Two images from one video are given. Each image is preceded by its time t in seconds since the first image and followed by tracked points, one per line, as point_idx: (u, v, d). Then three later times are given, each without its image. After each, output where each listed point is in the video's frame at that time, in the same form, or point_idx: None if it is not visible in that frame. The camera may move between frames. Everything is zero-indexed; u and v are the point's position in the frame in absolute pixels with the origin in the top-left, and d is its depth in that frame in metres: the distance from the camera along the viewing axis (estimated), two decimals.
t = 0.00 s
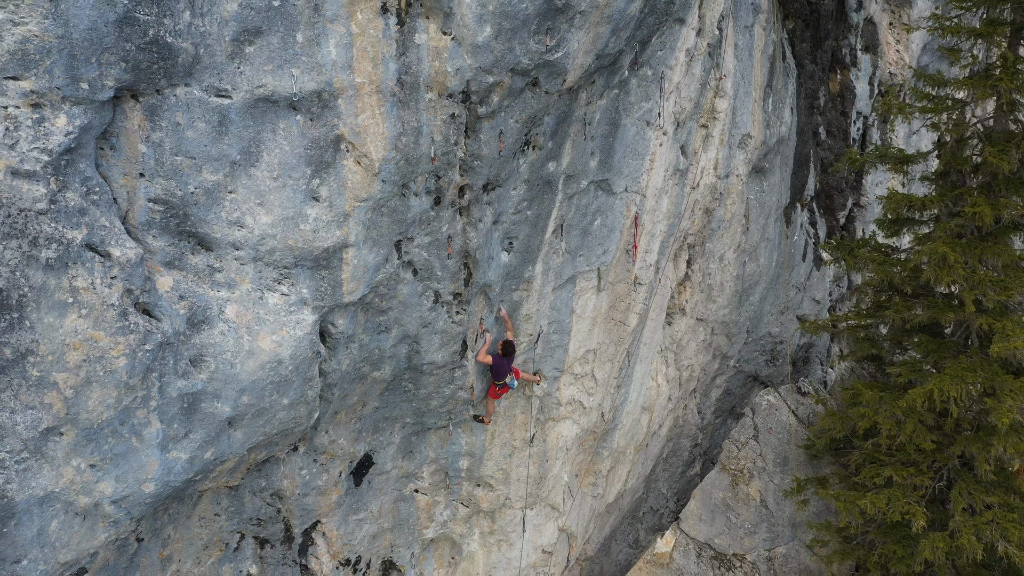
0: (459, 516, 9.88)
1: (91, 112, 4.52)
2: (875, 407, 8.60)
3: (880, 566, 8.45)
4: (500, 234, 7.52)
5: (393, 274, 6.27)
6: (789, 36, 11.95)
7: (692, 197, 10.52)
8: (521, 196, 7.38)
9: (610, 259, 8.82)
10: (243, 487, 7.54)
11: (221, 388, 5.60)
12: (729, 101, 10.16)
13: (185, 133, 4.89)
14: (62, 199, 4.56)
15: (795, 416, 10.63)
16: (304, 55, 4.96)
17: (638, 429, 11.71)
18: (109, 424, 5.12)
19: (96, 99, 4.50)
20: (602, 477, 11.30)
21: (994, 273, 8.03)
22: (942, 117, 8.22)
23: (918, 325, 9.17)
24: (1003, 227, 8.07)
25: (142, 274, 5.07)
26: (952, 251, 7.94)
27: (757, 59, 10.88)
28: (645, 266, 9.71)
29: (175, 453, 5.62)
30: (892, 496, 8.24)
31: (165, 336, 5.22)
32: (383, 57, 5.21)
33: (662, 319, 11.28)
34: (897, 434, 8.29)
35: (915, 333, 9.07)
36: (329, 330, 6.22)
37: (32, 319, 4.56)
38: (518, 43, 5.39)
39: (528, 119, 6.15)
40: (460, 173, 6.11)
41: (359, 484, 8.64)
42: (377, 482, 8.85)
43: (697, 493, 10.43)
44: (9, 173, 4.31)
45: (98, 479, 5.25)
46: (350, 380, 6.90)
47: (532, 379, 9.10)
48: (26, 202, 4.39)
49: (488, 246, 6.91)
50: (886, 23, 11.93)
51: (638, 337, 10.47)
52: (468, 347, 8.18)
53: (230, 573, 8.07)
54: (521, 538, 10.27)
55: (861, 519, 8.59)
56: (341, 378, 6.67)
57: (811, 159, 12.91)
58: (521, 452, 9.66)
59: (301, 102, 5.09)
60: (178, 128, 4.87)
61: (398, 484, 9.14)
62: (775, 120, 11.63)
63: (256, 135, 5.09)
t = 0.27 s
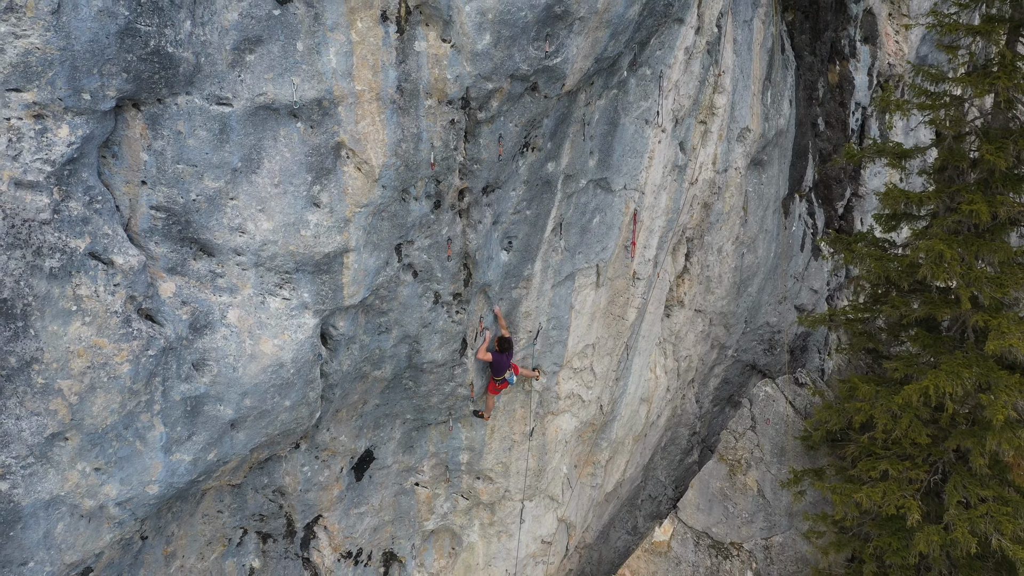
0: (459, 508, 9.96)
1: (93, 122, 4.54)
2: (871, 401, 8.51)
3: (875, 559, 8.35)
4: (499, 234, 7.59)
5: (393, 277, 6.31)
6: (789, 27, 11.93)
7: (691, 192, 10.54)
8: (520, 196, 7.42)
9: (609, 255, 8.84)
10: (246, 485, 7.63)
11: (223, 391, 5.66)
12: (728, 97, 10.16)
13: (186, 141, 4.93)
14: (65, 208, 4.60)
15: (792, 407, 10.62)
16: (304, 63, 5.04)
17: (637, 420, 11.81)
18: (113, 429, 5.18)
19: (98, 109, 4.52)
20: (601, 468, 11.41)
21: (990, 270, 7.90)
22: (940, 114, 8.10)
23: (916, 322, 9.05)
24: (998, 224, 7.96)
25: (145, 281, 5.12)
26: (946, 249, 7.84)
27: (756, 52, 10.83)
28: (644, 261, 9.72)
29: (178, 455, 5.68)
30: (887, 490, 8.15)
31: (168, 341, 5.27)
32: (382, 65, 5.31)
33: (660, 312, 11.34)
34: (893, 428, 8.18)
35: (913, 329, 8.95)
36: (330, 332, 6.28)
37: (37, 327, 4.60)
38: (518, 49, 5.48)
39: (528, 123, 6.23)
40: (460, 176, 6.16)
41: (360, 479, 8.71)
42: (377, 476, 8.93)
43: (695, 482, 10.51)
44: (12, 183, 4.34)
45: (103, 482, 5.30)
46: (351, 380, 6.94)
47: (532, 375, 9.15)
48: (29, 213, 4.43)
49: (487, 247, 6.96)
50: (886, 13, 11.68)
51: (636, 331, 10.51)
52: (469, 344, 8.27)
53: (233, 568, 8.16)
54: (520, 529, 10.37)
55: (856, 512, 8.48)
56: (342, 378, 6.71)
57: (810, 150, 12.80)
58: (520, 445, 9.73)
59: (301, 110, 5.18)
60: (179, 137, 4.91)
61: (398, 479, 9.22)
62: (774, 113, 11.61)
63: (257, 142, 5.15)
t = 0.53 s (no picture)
0: (459, 500, 10.04)
1: (95, 131, 4.57)
2: (868, 395, 8.53)
3: (870, 551, 8.37)
4: (498, 233, 7.67)
5: (393, 279, 6.38)
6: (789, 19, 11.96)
7: (689, 186, 10.56)
8: (519, 197, 7.48)
9: (607, 252, 8.90)
10: (249, 481, 7.73)
11: (226, 393, 5.72)
12: (726, 92, 10.18)
13: (188, 148, 4.97)
14: (69, 217, 4.64)
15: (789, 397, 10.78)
16: (304, 71, 5.09)
17: (635, 410, 11.91)
18: (117, 432, 5.24)
19: (100, 118, 4.55)
20: (599, 458, 11.52)
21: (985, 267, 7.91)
22: (938, 110, 8.00)
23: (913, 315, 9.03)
24: (994, 220, 7.96)
25: (148, 286, 5.17)
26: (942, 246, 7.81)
27: (755, 47, 10.81)
28: (643, 256, 9.76)
29: (182, 456, 5.75)
30: (882, 482, 8.18)
31: (171, 345, 5.32)
32: (382, 72, 5.36)
33: (658, 305, 11.41)
34: (888, 422, 8.20)
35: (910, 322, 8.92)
36: (331, 333, 6.35)
37: (41, 334, 4.65)
38: (518, 56, 5.54)
39: (527, 126, 6.30)
40: (459, 179, 6.24)
41: (361, 473, 8.79)
42: (378, 470, 9.01)
43: (693, 471, 10.54)
44: (16, 194, 4.36)
45: (108, 484, 5.36)
46: (351, 379, 6.98)
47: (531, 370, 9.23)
48: (33, 222, 4.46)
49: (486, 247, 7.02)
50: (886, 4, 11.57)
51: (634, 324, 10.57)
52: (468, 341, 8.34)
53: (236, 561, 8.26)
54: (519, 519, 10.48)
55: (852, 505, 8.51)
56: (342, 377, 6.75)
57: (809, 140, 12.74)
58: (520, 438, 9.80)
59: (302, 117, 5.22)
60: (181, 144, 4.95)
61: (399, 472, 9.30)
62: (772, 105, 11.61)
63: (258, 149, 5.20)
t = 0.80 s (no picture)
0: (459, 491, 10.14)
1: (98, 139, 4.61)
2: (864, 387, 8.56)
3: (866, 541, 8.43)
4: (498, 232, 7.75)
5: (394, 279, 6.45)
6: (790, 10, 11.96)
7: (688, 180, 10.59)
8: (518, 196, 7.54)
9: (605, 247, 8.94)
10: (252, 476, 7.84)
11: (230, 394, 5.79)
12: (725, 87, 10.19)
13: (190, 155, 5.02)
14: (73, 225, 4.68)
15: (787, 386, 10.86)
16: (305, 78, 5.11)
17: (634, 399, 12.01)
18: (123, 434, 5.31)
19: (103, 127, 4.58)
20: (599, 446, 11.62)
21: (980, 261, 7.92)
22: (935, 106, 7.94)
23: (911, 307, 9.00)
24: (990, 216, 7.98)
25: (152, 291, 5.23)
26: (936, 241, 7.78)
27: (754, 40, 10.80)
28: (642, 250, 9.80)
29: (186, 456, 5.83)
30: (878, 474, 8.22)
31: (175, 348, 5.39)
32: (382, 77, 5.38)
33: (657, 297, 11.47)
34: (884, 415, 8.23)
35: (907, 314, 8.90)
36: (333, 333, 6.41)
37: (47, 340, 4.71)
38: (517, 62, 5.58)
39: (527, 127, 6.35)
40: (459, 181, 6.28)
41: (362, 466, 8.88)
42: (379, 463, 9.10)
43: (691, 459, 10.72)
44: (21, 203, 4.41)
45: (114, 484, 5.44)
46: (353, 376, 7.03)
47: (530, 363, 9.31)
48: (38, 231, 4.51)
49: (487, 246, 7.07)
50: None
51: (633, 317, 10.64)
52: (468, 337, 8.45)
53: (240, 553, 8.38)
54: (519, 509, 10.60)
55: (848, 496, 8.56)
56: (343, 376, 6.79)
57: (808, 129, 12.68)
58: (519, 430, 9.89)
59: (303, 123, 5.26)
60: (183, 151, 4.99)
61: (399, 465, 9.38)
62: (771, 97, 11.61)
63: (260, 154, 5.24)
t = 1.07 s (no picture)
0: (459, 481, 10.24)
1: (102, 147, 4.66)
2: (860, 378, 8.59)
3: (861, 531, 8.46)
4: (497, 229, 7.85)
5: (394, 279, 6.54)
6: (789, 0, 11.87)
7: (686, 173, 10.62)
8: (518, 195, 7.61)
9: (605, 241, 8.98)
10: (256, 471, 7.95)
11: (233, 394, 5.87)
12: (723, 81, 10.19)
13: (193, 161, 5.07)
14: (78, 232, 4.73)
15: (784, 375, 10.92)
16: (307, 84, 5.17)
17: (632, 387, 12.12)
18: (128, 435, 5.39)
19: (107, 135, 4.63)
20: (598, 435, 11.74)
21: (977, 256, 7.94)
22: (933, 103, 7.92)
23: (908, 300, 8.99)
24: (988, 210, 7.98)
25: (156, 295, 5.30)
26: (932, 236, 7.79)
27: (753, 32, 10.77)
28: (640, 244, 9.85)
29: (191, 455, 5.91)
30: (873, 464, 8.25)
31: (180, 350, 5.47)
32: (383, 83, 5.44)
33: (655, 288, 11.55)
34: (879, 406, 8.25)
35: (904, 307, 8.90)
36: (334, 332, 6.48)
37: (53, 345, 4.78)
38: (516, 67, 5.63)
39: (526, 129, 6.39)
40: (459, 183, 6.34)
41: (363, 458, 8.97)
42: (380, 455, 9.19)
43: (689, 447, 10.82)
44: (26, 212, 4.46)
45: (120, 483, 5.52)
46: (355, 373, 7.07)
47: (530, 356, 9.39)
48: (44, 238, 4.57)
49: (487, 245, 7.14)
50: None
51: (631, 309, 10.71)
52: (468, 333, 8.56)
53: (244, 544, 8.50)
54: (519, 498, 10.73)
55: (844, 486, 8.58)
56: (344, 373, 6.84)
57: (806, 118, 12.65)
58: (518, 421, 9.98)
59: (305, 129, 5.31)
60: (186, 157, 5.05)
61: (400, 457, 9.46)
62: (770, 89, 11.61)
63: (262, 160, 5.30)
